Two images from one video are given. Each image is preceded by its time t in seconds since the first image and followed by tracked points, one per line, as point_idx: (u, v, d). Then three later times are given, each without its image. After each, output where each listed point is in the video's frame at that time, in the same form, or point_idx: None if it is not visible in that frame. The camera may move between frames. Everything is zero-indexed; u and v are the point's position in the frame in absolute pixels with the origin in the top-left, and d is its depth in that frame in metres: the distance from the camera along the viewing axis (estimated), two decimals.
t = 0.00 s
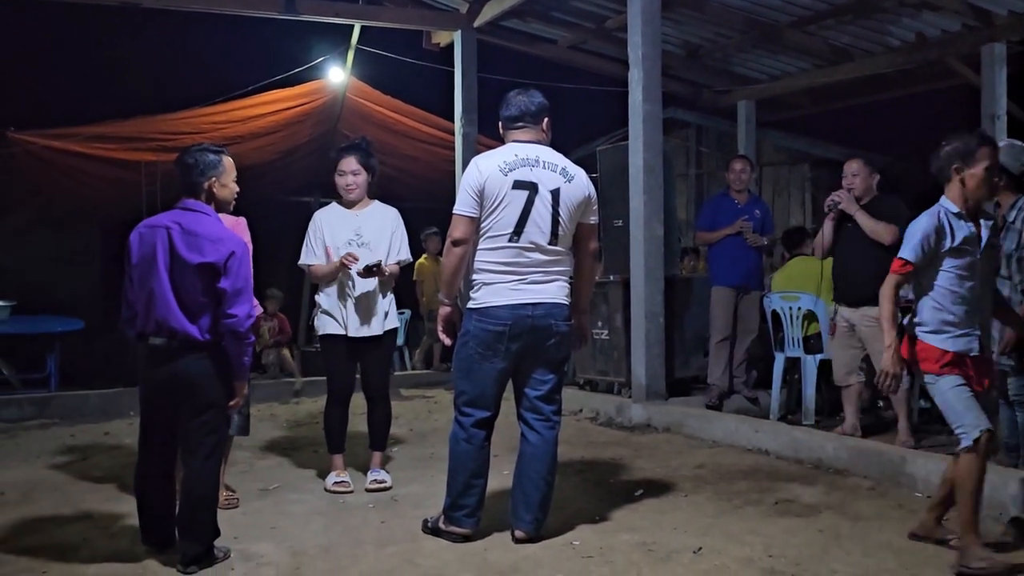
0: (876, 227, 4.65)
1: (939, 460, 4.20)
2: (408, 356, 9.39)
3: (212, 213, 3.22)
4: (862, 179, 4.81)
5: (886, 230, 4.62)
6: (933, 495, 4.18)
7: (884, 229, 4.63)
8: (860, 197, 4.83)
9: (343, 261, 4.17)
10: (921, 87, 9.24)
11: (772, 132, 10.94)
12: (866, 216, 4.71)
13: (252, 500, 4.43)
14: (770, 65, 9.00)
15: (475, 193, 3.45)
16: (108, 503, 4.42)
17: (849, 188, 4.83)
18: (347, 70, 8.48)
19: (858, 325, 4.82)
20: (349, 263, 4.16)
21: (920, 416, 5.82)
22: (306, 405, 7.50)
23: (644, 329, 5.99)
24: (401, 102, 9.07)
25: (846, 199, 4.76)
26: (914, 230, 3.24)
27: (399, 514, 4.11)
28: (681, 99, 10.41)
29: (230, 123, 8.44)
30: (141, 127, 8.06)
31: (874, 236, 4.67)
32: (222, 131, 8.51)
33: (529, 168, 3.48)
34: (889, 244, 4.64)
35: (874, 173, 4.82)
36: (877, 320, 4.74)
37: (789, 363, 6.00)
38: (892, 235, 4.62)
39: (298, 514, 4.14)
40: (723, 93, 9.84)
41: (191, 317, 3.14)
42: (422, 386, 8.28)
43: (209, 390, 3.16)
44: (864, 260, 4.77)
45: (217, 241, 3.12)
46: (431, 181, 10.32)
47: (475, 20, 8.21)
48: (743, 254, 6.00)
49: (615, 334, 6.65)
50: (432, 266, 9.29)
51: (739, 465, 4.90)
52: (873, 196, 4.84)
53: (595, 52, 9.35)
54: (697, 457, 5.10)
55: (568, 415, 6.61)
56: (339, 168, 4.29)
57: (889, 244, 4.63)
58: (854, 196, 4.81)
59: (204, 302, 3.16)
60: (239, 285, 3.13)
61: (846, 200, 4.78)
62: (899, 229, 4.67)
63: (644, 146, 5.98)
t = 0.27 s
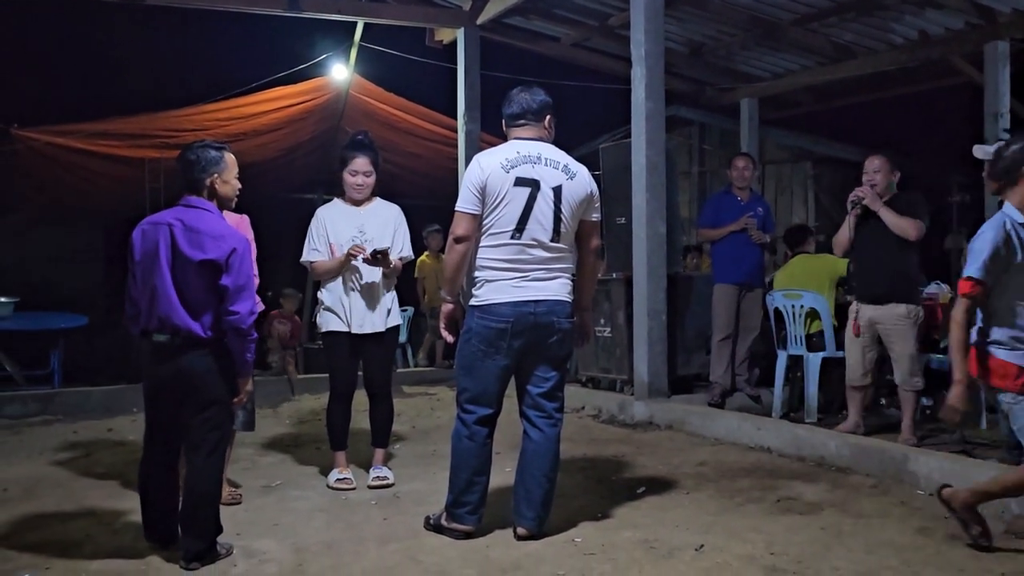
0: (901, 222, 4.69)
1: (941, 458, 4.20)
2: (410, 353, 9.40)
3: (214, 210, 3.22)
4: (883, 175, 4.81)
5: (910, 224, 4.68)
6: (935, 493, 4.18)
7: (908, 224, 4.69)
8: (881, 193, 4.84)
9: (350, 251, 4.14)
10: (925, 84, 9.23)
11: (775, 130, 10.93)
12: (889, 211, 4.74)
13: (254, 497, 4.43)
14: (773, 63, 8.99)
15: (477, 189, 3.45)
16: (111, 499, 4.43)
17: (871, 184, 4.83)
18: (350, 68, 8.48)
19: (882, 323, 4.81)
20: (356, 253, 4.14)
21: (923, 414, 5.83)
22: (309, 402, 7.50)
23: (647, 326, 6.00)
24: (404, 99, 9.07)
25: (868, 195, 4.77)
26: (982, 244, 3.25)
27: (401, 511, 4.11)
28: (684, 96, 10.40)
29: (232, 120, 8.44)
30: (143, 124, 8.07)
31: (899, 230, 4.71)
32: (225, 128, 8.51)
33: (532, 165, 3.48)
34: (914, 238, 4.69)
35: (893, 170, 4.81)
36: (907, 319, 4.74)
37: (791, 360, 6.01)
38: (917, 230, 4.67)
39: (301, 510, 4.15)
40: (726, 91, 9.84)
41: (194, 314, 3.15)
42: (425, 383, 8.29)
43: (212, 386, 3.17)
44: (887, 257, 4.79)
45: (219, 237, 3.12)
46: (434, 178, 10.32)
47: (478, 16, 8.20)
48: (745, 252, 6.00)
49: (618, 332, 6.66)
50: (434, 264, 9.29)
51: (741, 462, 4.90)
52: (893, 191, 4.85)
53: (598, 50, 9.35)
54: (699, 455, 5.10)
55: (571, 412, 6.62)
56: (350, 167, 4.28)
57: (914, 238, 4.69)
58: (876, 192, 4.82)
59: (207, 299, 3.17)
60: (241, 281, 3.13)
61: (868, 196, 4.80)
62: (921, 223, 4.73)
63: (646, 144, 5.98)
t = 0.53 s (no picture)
0: (913, 218, 4.68)
1: (943, 455, 4.20)
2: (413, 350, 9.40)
3: (217, 206, 3.22)
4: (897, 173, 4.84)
5: (922, 220, 4.66)
6: (937, 491, 4.18)
7: (921, 220, 4.67)
8: (893, 190, 4.86)
9: (356, 245, 4.20)
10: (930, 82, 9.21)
11: (779, 127, 10.91)
12: (901, 207, 4.74)
13: (257, 493, 4.44)
14: (777, 60, 8.97)
15: (480, 186, 3.45)
16: (113, 496, 4.43)
17: (884, 181, 4.85)
18: (353, 64, 8.47)
19: (893, 321, 4.80)
20: (361, 247, 4.18)
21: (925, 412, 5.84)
22: (312, 398, 7.51)
23: (649, 324, 6.00)
24: (407, 96, 9.07)
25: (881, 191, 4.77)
26: None
27: (403, 508, 4.12)
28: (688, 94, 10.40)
29: (234, 117, 8.44)
30: (147, 120, 8.07)
31: (908, 226, 4.70)
32: (228, 124, 8.52)
33: (535, 162, 3.48)
34: (925, 235, 4.67)
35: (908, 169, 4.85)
36: (917, 318, 4.73)
37: (794, 358, 6.01)
38: (929, 226, 4.65)
39: (303, 507, 4.15)
40: (730, 87, 9.82)
41: (196, 311, 3.15)
42: (427, 380, 8.29)
43: (215, 384, 3.17)
44: (902, 253, 4.78)
45: (221, 235, 3.12)
46: (437, 175, 10.32)
47: (482, 13, 8.19)
48: (747, 249, 6.00)
49: (621, 329, 6.66)
50: (436, 261, 9.30)
51: (743, 460, 4.90)
52: (907, 189, 4.87)
53: (602, 47, 9.33)
54: (701, 452, 5.10)
55: (573, 409, 6.62)
56: (358, 166, 4.27)
57: (926, 234, 4.66)
58: (888, 189, 4.84)
59: (209, 296, 3.17)
60: (243, 278, 3.12)
61: (881, 193, 4.81)
62: (934, 221, 4.71)
63: (649, 141, 5.97)
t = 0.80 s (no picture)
0: (912, 220, 4.68)
1: (947, 453, 4.20)
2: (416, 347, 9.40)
3: (220, 203, 3.23)
4: (904, 171, 4.82)
5: (920, 224, 4.66)
6: (940, 488, 4.18)
7: (919, 223, 4.67)
8: (898, 188, 4.85)
9: (359, 240, 4.20)
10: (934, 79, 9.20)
11: (782, 124, 10.91)
12: (901, 209, 4.74)
13: (261, 490, 4.45)
14: (781, 57, 8.97)
15: (485, 182, 3.45)
16: (118, 492, 4.45)
17: (889, 180, 4.84)
18: (356, 61, 8.48)
19: (893, 320, 4.80)
20: (364, 242, 4.18)
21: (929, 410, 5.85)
22: (315, 395, 7.52)
23: (653, 322, 6.00)
24: (410, 93, 9.08)
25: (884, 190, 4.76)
26: None
27: (407, 504, 4.12)
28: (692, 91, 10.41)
29: (239, 114, 8.45)
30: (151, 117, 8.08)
31: (906, 227, 4.70)
32: (233, 121, 8.52)
33: (540, 159, 3.49)
34: (922, 238, 4.67)
35: (916, 166, 4.82)
36: (915, 316, 4.73)
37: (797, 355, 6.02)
38: (926, 230, 4.65)
39: (307, 503, 4.16)
40: (734, 85, 9.81)
41: (200, 309, 3.15)
42: (431, 377, 8.30)
43: (220, 381, 3.18)
44: (903, 252, 4.78)
45: (224, 232, 3.12)
46: (440, 172, 10.32)
47: (486, 10, 8.19)
48: (751, 246, 5.99)
49: (624, 326, 6.66)
50: (440, 258, 9.31)
51: (747, 457, 4.91)
52: (914, 187, 4.85)
53: (605, 44, 9.33)
54: (705, 449, 5.11)
55: (576, 406, 6.63)
56: (363, 164, 4.28)
57: (923, 238, 4.66)
58: (893, 187, 4.83)
59: (212, 293, 3.17)
60: (247, 275, 3.13)
61: (884, 191, 4.80)
62: (933, 225, 4.70)
63: (653, 138, 5.97)
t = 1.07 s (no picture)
0: (898, 222, 4.69)
1: (951, 450, 4.20)
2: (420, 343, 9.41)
3: (225, 199, 3.23)
4: (898, 170, 4.80)
5: (904, 227, 4.67)
6: (945, 485, 4.18)
7: (904, 226, 4.68)
8: (892, 186, 4.84)
9: (363, 235, 4.20)
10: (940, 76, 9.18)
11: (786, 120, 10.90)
12: (889, 209, 4.74)
13: (265, 485, 4.45)
14: (786, 53, 8.96)
15: (492, 177, 3.45)
16: (122, 487, 4.45)
17: (884, 177, 4.83)
18: (360, 57, 8.47)
19: (884, 316, 4.84)
20: (369, 237, 4.19)
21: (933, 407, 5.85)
22: (319, 391, 7.52)
23: (656, 318, 6.00)
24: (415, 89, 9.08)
25: (873, 188, 4.76)
26: None
27: (411, 500, 4.13)
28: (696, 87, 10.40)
29: (243, 109, 8.45)
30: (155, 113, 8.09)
31: (891, 229, 4.72)
32: (236, 117, 8.52)
33: (547, 155, 3.49)
34: (905, 241, 4.69)
35: (911, 165, 4.80)
36: (904, 312, 4.76)
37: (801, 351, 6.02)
38: (909, 234, 4.66)
39: (311, 499, 4.16)
40: (738, 81, 9.80)
41: (205, 305, 3.16)
42: (435, 373, 8.30)
43: (225, 377, 3.19)
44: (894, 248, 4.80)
45: (228, 228, 3.12)
46: (445, 168, 10.32)
47: (491, 6, 8.19)
48: (755, 242, 5.99)
49: (628, 322, 6.66)
50: (444, 253, 9.31)
51: (751, 453, 4.91)
52: (908, 186, 4.83)
53: (610, 40, 9.32)
54: (709, 446, 5.11)
55: (580, 402, 6.63)
56: (368, 160, 4.28)
57: (906, 241, 4.67)
58: (885, 186, 4.82)
59: (217, 289, 3.17)
60: (251, 272, 3.13)
61: (874, 190, 4.81)
62: (919, 228, 4.70)
63: (658, 134, 5.97)
